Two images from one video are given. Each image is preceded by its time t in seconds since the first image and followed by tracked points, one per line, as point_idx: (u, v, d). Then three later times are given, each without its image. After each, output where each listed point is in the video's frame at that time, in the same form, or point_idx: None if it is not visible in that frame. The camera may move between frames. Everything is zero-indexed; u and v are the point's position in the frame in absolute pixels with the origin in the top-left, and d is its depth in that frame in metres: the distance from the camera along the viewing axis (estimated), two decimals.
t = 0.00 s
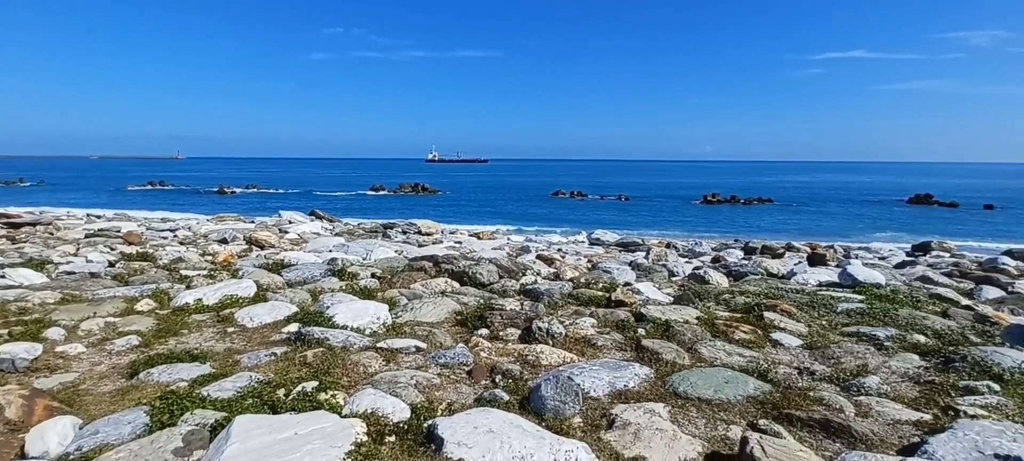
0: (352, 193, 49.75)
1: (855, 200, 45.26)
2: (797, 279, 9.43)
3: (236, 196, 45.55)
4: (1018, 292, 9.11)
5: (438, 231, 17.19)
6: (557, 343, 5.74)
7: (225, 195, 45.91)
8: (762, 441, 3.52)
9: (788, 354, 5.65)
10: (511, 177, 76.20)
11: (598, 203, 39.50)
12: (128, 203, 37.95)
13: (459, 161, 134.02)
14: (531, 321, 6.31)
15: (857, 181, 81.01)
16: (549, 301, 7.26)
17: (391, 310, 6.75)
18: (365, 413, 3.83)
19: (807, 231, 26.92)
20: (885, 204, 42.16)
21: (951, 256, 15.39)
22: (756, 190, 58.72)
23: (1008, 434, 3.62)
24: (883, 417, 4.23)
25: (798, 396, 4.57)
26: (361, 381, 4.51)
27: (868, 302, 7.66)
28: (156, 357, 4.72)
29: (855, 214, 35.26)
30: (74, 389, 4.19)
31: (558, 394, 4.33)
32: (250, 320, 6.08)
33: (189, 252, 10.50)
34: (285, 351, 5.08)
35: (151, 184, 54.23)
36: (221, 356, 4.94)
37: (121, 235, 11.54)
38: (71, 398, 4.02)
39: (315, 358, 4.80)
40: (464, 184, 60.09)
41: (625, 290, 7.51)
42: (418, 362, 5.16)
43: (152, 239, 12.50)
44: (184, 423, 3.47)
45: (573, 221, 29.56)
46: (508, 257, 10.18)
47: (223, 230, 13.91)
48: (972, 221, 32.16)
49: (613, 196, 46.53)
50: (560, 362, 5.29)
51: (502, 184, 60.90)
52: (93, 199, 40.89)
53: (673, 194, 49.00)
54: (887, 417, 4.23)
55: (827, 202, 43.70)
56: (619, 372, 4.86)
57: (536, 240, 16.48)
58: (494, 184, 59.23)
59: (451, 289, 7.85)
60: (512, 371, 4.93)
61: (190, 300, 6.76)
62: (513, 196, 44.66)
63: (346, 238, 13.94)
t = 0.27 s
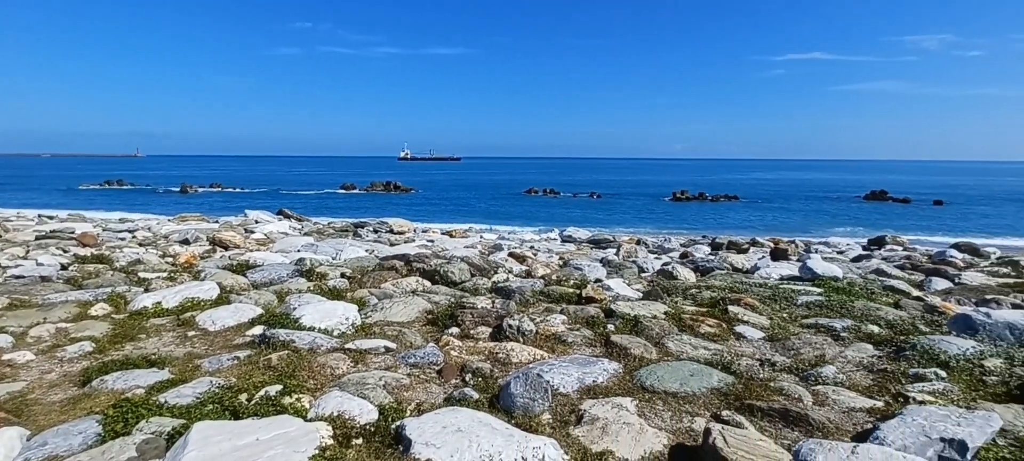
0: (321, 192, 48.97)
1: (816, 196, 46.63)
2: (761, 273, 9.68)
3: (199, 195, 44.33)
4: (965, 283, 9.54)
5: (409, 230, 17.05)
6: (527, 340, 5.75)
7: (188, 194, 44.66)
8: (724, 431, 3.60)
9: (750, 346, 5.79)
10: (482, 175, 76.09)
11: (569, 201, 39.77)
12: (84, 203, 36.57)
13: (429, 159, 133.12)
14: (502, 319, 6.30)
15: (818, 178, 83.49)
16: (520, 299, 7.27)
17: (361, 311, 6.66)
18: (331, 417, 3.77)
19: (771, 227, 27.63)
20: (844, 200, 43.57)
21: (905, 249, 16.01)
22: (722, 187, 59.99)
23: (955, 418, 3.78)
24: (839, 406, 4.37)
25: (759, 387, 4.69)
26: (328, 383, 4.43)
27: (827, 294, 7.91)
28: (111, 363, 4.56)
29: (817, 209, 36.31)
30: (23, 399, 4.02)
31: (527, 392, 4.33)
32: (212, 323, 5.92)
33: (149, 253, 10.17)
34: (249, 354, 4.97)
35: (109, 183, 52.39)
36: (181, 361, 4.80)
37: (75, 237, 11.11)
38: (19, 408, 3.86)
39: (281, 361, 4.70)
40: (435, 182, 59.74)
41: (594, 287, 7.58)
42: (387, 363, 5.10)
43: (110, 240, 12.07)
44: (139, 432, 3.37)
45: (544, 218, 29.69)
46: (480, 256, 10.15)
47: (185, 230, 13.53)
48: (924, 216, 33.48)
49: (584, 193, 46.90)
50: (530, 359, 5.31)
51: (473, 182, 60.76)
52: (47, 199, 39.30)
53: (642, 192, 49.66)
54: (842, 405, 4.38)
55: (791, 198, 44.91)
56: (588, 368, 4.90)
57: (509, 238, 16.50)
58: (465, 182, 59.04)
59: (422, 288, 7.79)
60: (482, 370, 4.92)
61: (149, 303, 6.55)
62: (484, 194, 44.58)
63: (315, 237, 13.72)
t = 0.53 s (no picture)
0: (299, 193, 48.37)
1: (791, 194, 47.47)
2: (737, 270, 9.82)
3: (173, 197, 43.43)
4: (933, 277, 9.81)
5: (391, 230, 16.92)
6: (508, 341, 5.73)
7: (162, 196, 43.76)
8: (700, 428, 3.64)
9: (727, 342, 5.87)
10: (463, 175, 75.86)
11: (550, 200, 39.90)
12: (53, 206, 35.60)
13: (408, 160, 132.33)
14: (483, 319, 6.27)
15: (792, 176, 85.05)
16: (500, 299, 7.25)
17: (339, 313, 6.57)
18: (306, 422, 3.72)
19: (747, 224, 28.04)
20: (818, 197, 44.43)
21: (877, 245, 16.40)
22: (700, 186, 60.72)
23: (921, 410, 3.88)
24: (812, 400, 4.46)
25: (734, 382, 4.76)
26: (304, 388, 4.37)
27: (800, 290, 8.07)
28: (77, 372, 4.44)
29: (793, 207, 36.97)
30: None
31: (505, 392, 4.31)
32: (185, 328, 5.79)
33: (120, 257, 9.92)
34: (222, 360, 4.87)
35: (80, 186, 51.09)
36: (152, 368, 4.69)
37: (42, 241, 10.79)
38: None
39: (255, 366, 4.62)
40: (415, 182, 59.39)
41: (575, 286, 7.60)
42: (365, 366, 5.02)
43: (79, 244, 11.76)
44: (105, 442, 3.28)
45: (524, 218, 29.71)
46: (461, 256, 10.11)
47: (159, 233, 13.24)
48: (895, 212, 34.33)
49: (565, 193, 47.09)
50: (510, 359, 5.30)
51: (455, 182, 60.51)
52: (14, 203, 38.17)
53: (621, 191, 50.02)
54: (815, 399, 4.46)
55: (767, 196, 45.66)
56: (567, 367, 4.91)
57: (490, 238, 16.48)
58: (445, 183, 58.84)
59: (403, 289, 7.72)
60: (462, 370, 4.90)
61: (119, 309, 6.38)
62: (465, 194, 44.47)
63: (293, 239, 13.53)
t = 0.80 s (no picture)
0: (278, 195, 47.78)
1: (769, 193, 48.22)
2: (717, 268, 9.93)
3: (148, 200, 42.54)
4: (903, 272, 10.05)
5: (373, 232, 16.78)
6: (489, 342, 5.69)
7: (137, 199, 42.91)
8: (678, 425, 3.66)
9: (706, 340, 5.93)
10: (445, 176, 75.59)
11: (531, 200, 39.94)
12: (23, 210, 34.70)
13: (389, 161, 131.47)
14: (465, 320, 6.21)
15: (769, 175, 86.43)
16: (483, 300, 7.21)
17: (319, 317, 6.46)
18: (282, 429, 3.66)
19: (727, 223, 28.40)
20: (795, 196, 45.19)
21: (851, 242, 16.73)
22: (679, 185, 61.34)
23: (892, 402, 3.96)
24: (787, 395, 4.53)
25: (712, 379, 4.81)
26: (281, 394, 4.30)
27: (777, 287, 8.19)
28: (44, 382, 4.31)
29: (771, 205, 37.55)
30: None
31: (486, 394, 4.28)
32: (158, 335, 5.65)
33: (92, 262, 9.68)
34: (197, 367, 4.77)
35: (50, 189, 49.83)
36: (122, 377, 4.57)
37: (10, 247, 10.49)
38: None
39: (230, 373, 4.54)
40: (396, 184, 59.00)
41: (557, 286, 7.60)
42: (345, 370, 4.93)
43: (50, 249, 11.46)
44: (72, 455, 3.19)
45: (506, 218, 29.69)
46: (444, 257, 10.05)
47: (134, 237, 12.95)
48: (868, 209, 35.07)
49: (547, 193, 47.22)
50: (491, 361, 5.27)
51: (437, 183, 60.28)
52: None
53: (602, 190, 50.30)
54: (790, 394, 4.53)
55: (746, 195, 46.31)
56: (547, 367, 4.91)
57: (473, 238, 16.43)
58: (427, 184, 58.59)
59: (384, 291, 7.64)
60: (443, 373, 4.83)
61: (89, 316, 6.22)
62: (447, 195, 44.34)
63: (272, 242, 13.34)
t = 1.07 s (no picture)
0: (253, 197, 47.02)
1: (744, 192, 49.05)
2: (694, 266, 10.05)
3: (118, 203, 41.49)
4: (872, 268, 10.30)
5: (352, 234, 16.59)
6: (468, 344, 5.64)
7: (106, 202, 41.84)
8: (654, 422, 3.69)
9: (682, 337, 6.00)
10: (424, 177, 75.17)
11: (511, 201, 39.94)
12: None
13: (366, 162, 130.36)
14: (444, 321, 6.14)
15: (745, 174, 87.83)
16: (462, 301, 7.17)
17: (294, 320, 6.34)
18: (254, 436, 3.59)
19: (703, 222, 28.76)
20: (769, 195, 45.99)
21: (823, 239, 17.09)
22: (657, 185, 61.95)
23: (859, 396, 4.05)
24: (760, 390, 4.61)
25: (688, 376, 4.86)
26: (253, 400, 4.22)
27: (751, 284, 8.33)
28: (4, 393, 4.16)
29: (747, 204, 38.16)
30: None
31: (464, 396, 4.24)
32: (126, 342, 5.50)
33: (57, 268, 9.39)
34: (166, 374, 4.65)
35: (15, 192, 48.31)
36: (87, 386, 4.44)
37: None
38: None
39: (201, 380, 4.43)
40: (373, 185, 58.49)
41: (536, 286, 7.60)
42: (320, 374, 4.85)
43: (14, 255, 11.09)
44: None
45: (486, 219, 29.64)
46: (423, 258, 9.97)
47: (103, 241, 12.61)
48: (839, 207, 35.86)
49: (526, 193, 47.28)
50: (470, 362, 5.23)
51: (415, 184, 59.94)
52: None
53: (581, 190, 50.57)
54: (763, 389, 4.61)
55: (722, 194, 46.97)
56: (526, 367, 4.90)
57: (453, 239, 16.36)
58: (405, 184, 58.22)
59: (362, 294, 7.54)
60: (421, 375, 4.76)
61: (53, 323, 6.03)
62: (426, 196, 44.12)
63: (248, 245, 13.10)
